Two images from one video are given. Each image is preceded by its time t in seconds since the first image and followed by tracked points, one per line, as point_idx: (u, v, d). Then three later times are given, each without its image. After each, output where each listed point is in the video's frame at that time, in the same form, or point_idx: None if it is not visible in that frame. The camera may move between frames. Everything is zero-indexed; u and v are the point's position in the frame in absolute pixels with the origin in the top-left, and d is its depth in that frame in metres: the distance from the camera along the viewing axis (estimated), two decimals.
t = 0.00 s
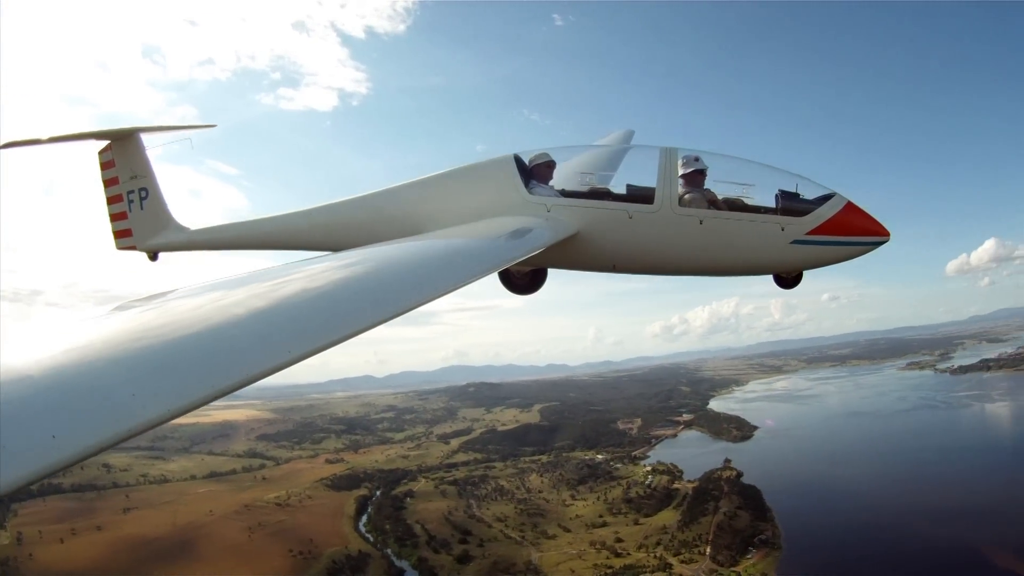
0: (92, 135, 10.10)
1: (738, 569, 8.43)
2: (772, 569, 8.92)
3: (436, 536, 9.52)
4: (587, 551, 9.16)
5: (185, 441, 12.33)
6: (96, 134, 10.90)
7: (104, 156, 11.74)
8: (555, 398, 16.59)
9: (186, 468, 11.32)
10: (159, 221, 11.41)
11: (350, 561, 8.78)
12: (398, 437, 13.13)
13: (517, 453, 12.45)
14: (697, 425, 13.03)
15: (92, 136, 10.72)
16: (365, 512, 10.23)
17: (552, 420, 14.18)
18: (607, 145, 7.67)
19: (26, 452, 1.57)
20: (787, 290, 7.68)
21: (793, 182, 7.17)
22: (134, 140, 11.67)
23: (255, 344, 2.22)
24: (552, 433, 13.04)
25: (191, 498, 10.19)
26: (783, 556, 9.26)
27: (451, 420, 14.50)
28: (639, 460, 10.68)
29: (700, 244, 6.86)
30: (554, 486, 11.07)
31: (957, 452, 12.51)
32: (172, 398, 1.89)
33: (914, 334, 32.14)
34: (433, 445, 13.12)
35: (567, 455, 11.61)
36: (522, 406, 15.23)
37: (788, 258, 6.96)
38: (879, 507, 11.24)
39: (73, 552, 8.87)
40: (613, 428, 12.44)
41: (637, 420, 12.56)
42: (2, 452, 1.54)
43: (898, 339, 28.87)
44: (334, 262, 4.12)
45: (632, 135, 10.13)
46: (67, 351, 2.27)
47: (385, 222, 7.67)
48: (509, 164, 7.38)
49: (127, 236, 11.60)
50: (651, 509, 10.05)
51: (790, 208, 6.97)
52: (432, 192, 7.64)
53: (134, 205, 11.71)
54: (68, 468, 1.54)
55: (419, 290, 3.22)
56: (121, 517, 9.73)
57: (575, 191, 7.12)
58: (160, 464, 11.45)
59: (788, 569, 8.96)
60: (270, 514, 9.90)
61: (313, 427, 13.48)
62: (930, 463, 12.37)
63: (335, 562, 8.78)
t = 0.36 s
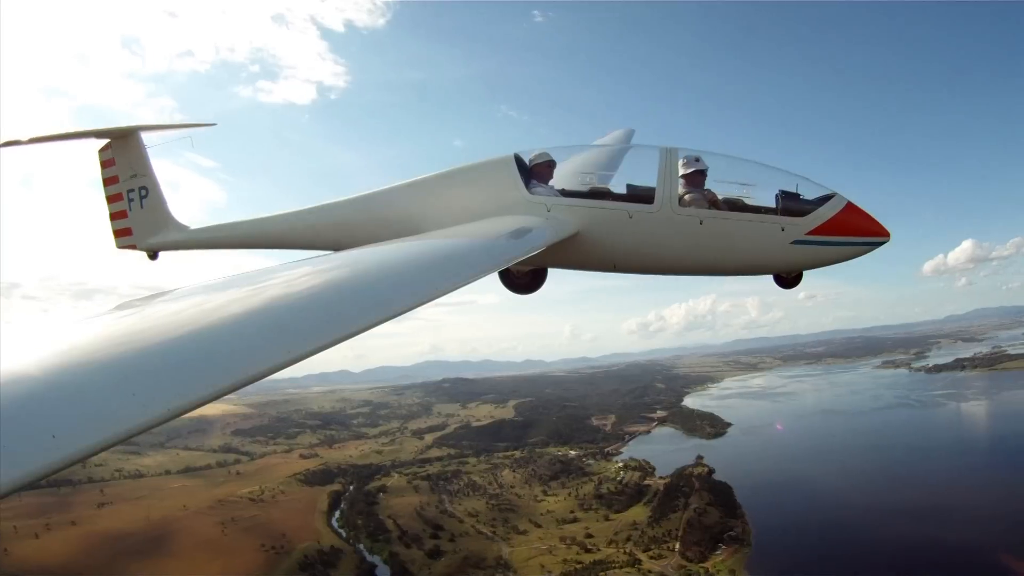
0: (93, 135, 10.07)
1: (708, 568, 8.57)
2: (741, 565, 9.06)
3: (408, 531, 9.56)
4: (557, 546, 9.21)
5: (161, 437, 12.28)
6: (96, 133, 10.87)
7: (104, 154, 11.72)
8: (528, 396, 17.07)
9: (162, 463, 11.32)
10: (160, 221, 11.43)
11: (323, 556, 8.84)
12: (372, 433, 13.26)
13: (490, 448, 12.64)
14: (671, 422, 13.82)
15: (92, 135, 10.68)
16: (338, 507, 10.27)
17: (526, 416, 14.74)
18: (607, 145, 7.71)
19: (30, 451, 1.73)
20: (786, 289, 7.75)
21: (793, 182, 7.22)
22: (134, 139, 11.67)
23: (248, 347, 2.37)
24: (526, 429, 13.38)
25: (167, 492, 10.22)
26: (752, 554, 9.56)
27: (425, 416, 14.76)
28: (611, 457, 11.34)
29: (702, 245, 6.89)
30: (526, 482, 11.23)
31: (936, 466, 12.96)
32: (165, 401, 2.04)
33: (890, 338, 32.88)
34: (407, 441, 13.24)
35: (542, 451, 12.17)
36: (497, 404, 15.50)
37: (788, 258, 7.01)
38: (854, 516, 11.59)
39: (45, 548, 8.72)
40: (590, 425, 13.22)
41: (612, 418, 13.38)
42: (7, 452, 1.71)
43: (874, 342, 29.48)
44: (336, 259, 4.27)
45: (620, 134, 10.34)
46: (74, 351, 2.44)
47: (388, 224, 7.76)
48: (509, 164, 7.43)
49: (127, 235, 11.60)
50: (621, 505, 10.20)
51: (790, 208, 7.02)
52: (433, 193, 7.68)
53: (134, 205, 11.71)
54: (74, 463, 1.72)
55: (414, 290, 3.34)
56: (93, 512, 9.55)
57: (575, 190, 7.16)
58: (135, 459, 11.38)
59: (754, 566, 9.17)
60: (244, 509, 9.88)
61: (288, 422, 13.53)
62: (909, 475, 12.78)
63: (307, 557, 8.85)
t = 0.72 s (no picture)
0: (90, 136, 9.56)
1: (680, 568, 8.57)
2: (710, 564, 9.15)
3: (380, 530, 9.68)
4: (527, 545, 9.28)
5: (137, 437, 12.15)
6: (95, 133, 10.27)
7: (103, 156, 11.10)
8: (504, 395, 17.54)
9: (136, 462, 11.24)
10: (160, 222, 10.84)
11: (295, 554, 8.80)
12: (347, 432, 13.44)
13: (464, 447, 12.73)
14: (646, 423, 14.53)
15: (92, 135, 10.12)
16: (311, 505, 10.34)
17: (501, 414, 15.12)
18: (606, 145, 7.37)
19: (28, 450, 1.65)
20: (786, 289, 7.39)
21: (792, 181, 6.87)
22: (134, 138, 11.03)
23: (248, 347, 2.30)
24: (500, 428, 13.78)
25: (141, 491, 10.27)
26: (721, 553, 9.68)
27: (402, 415, 15.12)
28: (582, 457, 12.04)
29: (700, 245, 6.55)
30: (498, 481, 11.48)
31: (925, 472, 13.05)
32: (168, 400, 1.97)
33: (865, 340, 33.56)
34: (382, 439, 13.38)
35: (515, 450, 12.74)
36: (472, 403, 15.71)
37: (785, 259, 6.68)
38: (830, 517, 11.75)
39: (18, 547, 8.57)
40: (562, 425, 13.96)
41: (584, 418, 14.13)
42: (4, 450, 1.63)
43: (855, 346, 29.98)
44: (337, 261, 4.19)
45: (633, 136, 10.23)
46: (68, 351, 2.34)
47: (383, 228, 7.42)
48: (509, 164, 7.04)
49: (127, 237, 10.99)
50: (592, 504, 10.36)
51: (789, 208, 6.68)
52: (434, 194, 7.29)
53: (134, 206, 11.08)
54: (72, 465, 1.65)
55: (415, 292, 3.30)
56: (66, 511, 9.41)
57: (574, 190, 6.80)
58: (109, 458, 11.24)
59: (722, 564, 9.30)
60: (216, 508, 9.86)
61: (263, 421, 13.49)
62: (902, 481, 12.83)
63: (279, 556, 8.81)
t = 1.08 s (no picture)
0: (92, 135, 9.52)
1: (649, 567, 8.69)
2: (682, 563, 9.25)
3: (355, 529, 9.71)
4: (501, 544, 9.33)
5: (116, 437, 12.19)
6: (96, 133, 10.27)
7: (104, 156, 11.13)
8: (482, 394, 17.71)
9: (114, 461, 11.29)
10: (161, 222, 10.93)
11: (269, 554, 8.83)
12: (323, 431, 13.53)
13: (441, 447, 12.75)
14: (620, 421, 14.78)
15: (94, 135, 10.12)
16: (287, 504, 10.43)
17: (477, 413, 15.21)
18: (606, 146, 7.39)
19: (28, 451, 1.67)
20: (787, 290, 7.44)
21: (793, 182, 6.94)
22: (135, 139, 11.07)
23: (248, 346, 2.30)
24: (477, 428, 13.84)
25: (119, 492, 10.29)
26: (693, 551, 9.73)
27: (379, 414, 15.25)
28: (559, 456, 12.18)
29: (701, 245, 6.59)
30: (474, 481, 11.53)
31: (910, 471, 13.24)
32: (167, 400, 1.98)
33: (843, 340, 33.95)
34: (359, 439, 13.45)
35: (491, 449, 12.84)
36: (449, 402, 15.88)
37: (786, 259, 6.74)
38: (803, 516, 11.87)
39: None
40: (541, 425, 14.15)
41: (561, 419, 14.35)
42: (5, 450, 1.65)
43: (833, 345, 30.50)
44: (344, 258, 4.20)
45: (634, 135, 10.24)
46: (70, 351, 2.35)
47: (382, 228, 7.45)
48: (507, 165, 7.08)
49: (127, 237, 11.06)
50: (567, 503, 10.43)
51: (790, 208, 6.73)
52: (436, 193, 7.31)
53: (134, 206, 11.14)
54: (71, 466, 1.66)
55: (417, 289, 3.30)
56: (45, 511, 9.47)
57: (575, 191, 6.84)
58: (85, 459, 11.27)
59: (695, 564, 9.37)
60: (193, 508, 9.91)
61: (241, 420, 13.55)
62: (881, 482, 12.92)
63: (254, 555, 8.87)
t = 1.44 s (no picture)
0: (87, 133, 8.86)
1: (618, 562, 8.74)
2: (650, 558, 9.41)
3: (328, 525, 9.74)
4: (472, 540, 9.41)
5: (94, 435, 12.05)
6: (92, 131, 9.53)
7: (103, 155, 10.36)
8: (457, 390, 17.98)
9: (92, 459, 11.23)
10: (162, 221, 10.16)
11: (242, 549, 8.68)
12: (300, 426, 13.72)
13: (415, 442, 12.90)
14: (595, 418, 15.49)
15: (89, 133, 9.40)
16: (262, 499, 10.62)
17: (453, 407, 15.56)
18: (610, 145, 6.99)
19: (25, 453, 1.49)
20: (787, 289, 6.94)
21: (793, 182, 6.43)
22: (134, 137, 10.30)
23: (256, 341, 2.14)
24: (452, 422, 14.03)
25: (95, 487, 10.31)
26: (663, 546, 9.99)
27: (355, 409, 15.44)
28: (531, 452, 12.63)
29: (701, 246, 6.13)
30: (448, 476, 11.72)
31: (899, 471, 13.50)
32: (176, 397, 1.82)
33: (819, 338, 34.61)
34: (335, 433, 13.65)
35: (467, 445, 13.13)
36: (425, 398, 16.17)
37: (786, 261, 6.26)
38: (772, 515, 12.00)
39: None
40: (516, 420, 14.66)
41: (537, 414, 14.90)
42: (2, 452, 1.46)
43: (808, 344, 31.12)
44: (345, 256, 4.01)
45: (632, 135, 10.22)
46: (56, 349, 2.11)
47: (376, 230, 7.00)
48: (508, 163, 6.61)
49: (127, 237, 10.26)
50: (538, 499, 10.59)
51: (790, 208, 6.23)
52: (433, 194, 6.82)
53: (135, 206, 10.36)
54: (69, 470, 1.47)
55: (422, 287, 3.17)
56: (23, 506, 9.41)
57: (576, 190, 6.39)
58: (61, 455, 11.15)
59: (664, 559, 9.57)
60: (168, 504, 9.92)
61: (218, 417, 13.51)
62: (863, 484, 13.18)
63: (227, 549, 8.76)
